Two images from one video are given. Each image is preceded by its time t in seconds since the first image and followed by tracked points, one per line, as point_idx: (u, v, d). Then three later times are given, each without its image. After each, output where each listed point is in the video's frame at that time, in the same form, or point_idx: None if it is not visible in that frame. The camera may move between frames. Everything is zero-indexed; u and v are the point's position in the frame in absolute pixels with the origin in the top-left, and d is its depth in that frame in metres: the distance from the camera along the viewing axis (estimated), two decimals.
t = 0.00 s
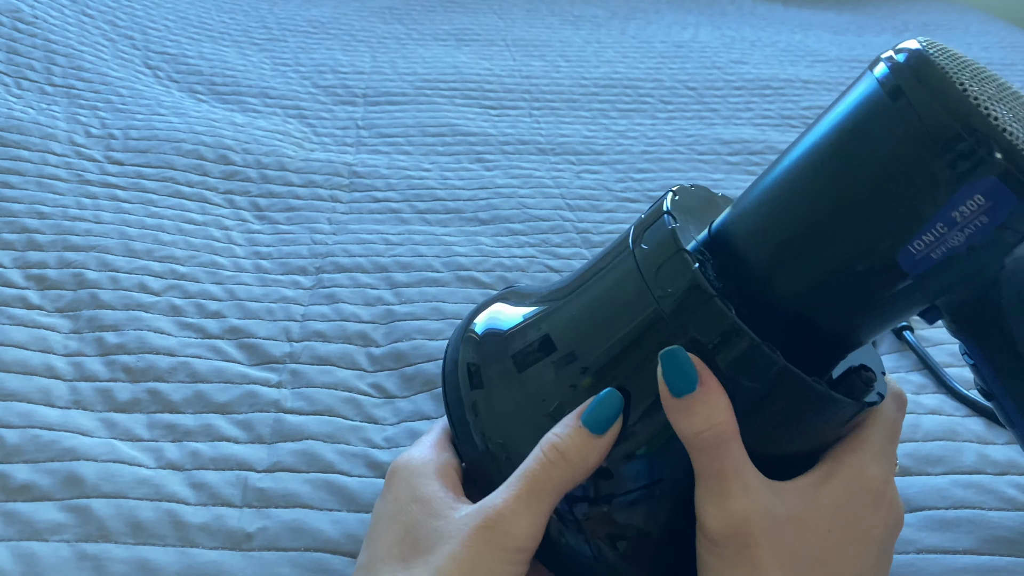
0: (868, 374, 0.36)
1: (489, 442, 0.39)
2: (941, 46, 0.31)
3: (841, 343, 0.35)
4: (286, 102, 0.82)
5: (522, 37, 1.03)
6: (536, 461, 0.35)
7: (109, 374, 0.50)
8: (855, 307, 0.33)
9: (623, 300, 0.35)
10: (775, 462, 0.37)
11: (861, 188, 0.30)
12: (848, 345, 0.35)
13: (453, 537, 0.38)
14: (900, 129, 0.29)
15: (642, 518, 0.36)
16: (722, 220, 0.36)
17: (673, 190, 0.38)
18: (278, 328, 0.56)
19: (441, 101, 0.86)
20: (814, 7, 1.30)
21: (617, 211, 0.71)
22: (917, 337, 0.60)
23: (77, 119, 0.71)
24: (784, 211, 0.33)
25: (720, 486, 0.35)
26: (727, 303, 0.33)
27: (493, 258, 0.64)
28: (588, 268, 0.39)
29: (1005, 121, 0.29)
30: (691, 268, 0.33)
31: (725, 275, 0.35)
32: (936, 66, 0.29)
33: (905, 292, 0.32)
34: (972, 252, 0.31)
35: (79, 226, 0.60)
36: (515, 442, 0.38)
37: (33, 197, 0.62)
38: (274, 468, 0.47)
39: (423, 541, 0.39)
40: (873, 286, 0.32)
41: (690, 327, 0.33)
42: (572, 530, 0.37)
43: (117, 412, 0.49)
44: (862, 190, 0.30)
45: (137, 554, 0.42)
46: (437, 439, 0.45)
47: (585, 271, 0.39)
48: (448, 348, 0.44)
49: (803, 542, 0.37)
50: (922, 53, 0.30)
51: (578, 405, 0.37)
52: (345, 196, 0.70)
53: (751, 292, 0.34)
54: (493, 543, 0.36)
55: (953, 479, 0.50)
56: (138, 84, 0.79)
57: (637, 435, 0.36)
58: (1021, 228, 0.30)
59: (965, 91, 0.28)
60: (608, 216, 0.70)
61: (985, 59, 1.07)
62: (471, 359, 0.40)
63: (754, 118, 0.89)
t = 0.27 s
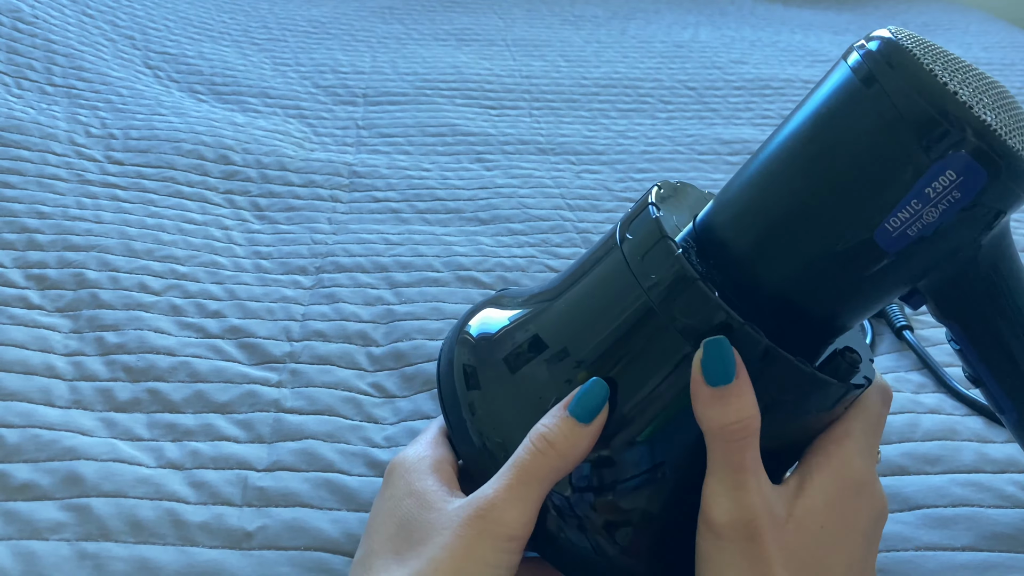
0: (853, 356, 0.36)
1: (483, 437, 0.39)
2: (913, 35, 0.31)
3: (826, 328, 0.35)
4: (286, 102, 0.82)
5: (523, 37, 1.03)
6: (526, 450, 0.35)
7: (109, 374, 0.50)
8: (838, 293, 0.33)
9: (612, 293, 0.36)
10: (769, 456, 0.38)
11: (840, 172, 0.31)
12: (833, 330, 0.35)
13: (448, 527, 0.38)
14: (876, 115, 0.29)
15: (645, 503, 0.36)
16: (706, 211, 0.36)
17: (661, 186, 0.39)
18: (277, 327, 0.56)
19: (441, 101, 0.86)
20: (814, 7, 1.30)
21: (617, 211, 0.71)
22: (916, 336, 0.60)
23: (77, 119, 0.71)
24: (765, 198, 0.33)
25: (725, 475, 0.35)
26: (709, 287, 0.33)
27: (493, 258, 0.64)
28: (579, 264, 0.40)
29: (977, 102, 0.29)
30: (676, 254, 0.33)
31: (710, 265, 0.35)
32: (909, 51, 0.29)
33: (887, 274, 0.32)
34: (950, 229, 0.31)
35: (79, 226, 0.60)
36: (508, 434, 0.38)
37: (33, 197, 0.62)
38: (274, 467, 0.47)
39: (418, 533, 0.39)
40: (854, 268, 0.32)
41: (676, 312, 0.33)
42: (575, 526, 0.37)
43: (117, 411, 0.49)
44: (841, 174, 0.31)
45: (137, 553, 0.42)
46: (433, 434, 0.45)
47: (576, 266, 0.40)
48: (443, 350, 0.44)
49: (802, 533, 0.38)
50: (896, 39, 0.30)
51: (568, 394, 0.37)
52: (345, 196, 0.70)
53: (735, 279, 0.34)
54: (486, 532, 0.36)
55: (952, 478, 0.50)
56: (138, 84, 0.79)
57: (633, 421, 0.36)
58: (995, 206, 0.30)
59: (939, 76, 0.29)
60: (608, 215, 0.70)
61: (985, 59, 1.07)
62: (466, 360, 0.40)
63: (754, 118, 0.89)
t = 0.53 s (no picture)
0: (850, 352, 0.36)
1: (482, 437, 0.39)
2: (907, 33, 0.31)
3: (823, 326, 0.35)
4: (286, 102, 0.82)
5: (522, 36, 1.03)
6: (523, 451, 0.35)
7: (109, 374, 0.50)
8: (834, 291, 0.33)
9: (609, 294, 0.36)
10: (766, 452, 0.38)
11: (835, 169, 0.31)
12: (830, 328, 0.35)
13: (444, 527, 0.38)
14: (870, 114, 0.29)
15: (647, 500, 0.37)
16: (703, 210, 0.36)
17: (659, 185, 0.39)
18: (277, 328, 0.56)
19: (441, 101, 0.86)
20: (814, 7, 1.30)
21: (617, 211, 0.71)
22: (916, 336, 0.60)
23: (77, 119, 0.71)
24: (761, 196, 0.33)
25: (728, 476, 0.35)
26: (704, 285, 0.33)
27: (493, 258, 0.64)
28: (577, 263, 0.40)
29: (971, 99, 0.29)
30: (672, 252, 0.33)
31: (708, 265, 0.35)
32: (903, 49, 0.29)
33: (884, 271, 0.32)
34: (945, 225, 0.31)
35: (79, 226, 0.60)
36: (507, 436, 0.38)
37: (33, 197, 0.62)
38: (273, 467, 0.47)
39: (415, 534, 0.39)
40: (851, 266, 0.32)
41: (671, 311, 0.33)
42: (574, 526, 0.37)
43: (117, 411, 0.49)
44: (836, 172, 0.31)
45: (137, 554, 0.42)
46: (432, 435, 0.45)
47: (573, 265, 0.40)
48: (442, 351, 0.44)
49: (803, 531, 0.38)
50: (890, 36, 0.30)
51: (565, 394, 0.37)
52: (345, 196, 0.70)
53: (732, 279, 0.34)
54: (483, 533, 0.36)
55: (952, 478, 0.50)
56: (138, 84, 0.79)
57: (632, 419, 0.36)
58: (988, 202, 0.30)
59: (932, 73, 0.29)
60: (608, 215, 0.70)
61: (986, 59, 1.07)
62: (465, 361, 0.40)
63: (754, 118, 0.89)
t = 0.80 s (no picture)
0: (850, 352, 0.36)
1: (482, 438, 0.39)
2: (907, 33, 0.31)
3: (823, 325, 0.35)
4: (286, 102, 0.82)
5: (522, 36, 1.03)
6: (524, 453, 0.35)
7: (109, 374, 0.50)
8: (834, 290, 0.33)
9: (609, 294, 0.36)
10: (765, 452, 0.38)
11: (835, 169, 0.31)
12: (830, 328, 0.35)
13: (444, 526, 0.38)
14: (870, 113, 0.29)
15: (647, 499, 0.36)
16: (703, 210, 0.36)
17: (659, 184, 0.39)
18: (277, 327, 0.56)
19: (441, 101, 0.86)
20: (814, 7, 1.30)
21: (617, 211, 0.71)
22: (916, 336, 0.60)
23: (77, 119, 0.71)
24: (761, 195, 0.33)
25: (729, 476, 0.35)
26: (704, 284, 0.33)
27: (493, 258, 0.64)
28: (577, 263, 0.40)
29: (972, 99, 0.29)
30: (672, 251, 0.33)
31: (708, 264, 0.35)
32: (903, 48, 0.29)
33: (884, 270, 0.32)
34: (945, 225, 0.31)
35: (79, 226, 0.60)
36: (508, 436, 0.38)
37: (33, 197, 0.62)
38: (272, 467, 0.47)
39: (415, 533, 0.39)
40: (851, 265, 0.32)
41: (672, 311, 0.33)
42: (574, 526, 0.37)
43: (117, 411, 0.49)
44: (836, 171, 0.31)
45: (137, 554, 0.42)
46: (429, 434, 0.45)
47: (574, 265, 0.40)
48: (442, 352, 0.44)
49: (803, 530, 0.38)
50: (890, 36, 0.30)
51: (566, 394, 0.37)
52: (345, 196, 0.70)
53: (732, 278, 0.34)
54: (483, 533, 0.36)
55: (952, 478, 0.50)
56: (138, 84, 0.79)
57: (632, 419, 0.36)
58: (989, 202, 0.30)
59: (931, 73, 0.29)
60: (608, 215, 0.70)
61: (986, 59, 1.07)
62: (465, 360, 0.40)
63: (754, 118, 0.89)
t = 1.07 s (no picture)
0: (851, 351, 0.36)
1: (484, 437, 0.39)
2: (909, 33, 0.31)
3: (824, 324, 0.35)
4: (286, 102, 0.82)
5: (523, 37, 1.03)
6: (526, 453, 0.35)
7: (109, 374, 0.50)
8: (835, 290, 0.33)
9: (611, 294, 0.36)
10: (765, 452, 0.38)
11: (836, 168, 0.31)
12: (832, 327, 0.35)
13: (444, 526, 0.38)
14: (872, 112, 0.29)
15: (649, 496, 0.37)
16: (704, 209, 0.36)
17: (660, 183, 0.39)
18: (277, 327, 0.56)
19: (441, 101, 0.86)
20: (813, 8, 1.30)
21: (617, 211, 0.71)
22: (916, 336, 0.60)
23: (77, 119, 0.71)
24: (762, 194, 0.33)
25: (729, 475, 0.35)
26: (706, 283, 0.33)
27: (493, 258, 0.64)
28: (579, 261, 0.40)
29: (973, 99, 0.29)
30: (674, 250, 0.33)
31: (710, 263, 0.35)
32: (905, 47, 0.29)
33: (885, 269, 0.32)
34: (946, 224, 0.31)
35: (79, 226, 0.60)
36: (510, 436, 0.38)
37: (33, 197, 0.62)
38: (272, 467, 0.47)
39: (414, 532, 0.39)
40: (853, 264, 0.32)
41: (673, 309, 0.33)
42: (574, 525, 0.37)
43: (117, 411, 0.49)
44: (837, 170, 0.31)
45: (137, 553, 0.42)
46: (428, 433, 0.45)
47: (575, 264, 0.40)
48: (442, 351, 0.44)
49: (804, 529, 0.38)
50: (892, 36, 0.30)
51: (567, 393, 0.37)
52: (345, 196, 0.70)
53: (733, 277, 0.34)
54: (483, 533, 0.36)
55: (953, 478, 0.50)
56: (138, 84, 0.79)
57: (633, 418, 0.36)
58: (989, 202, 0.30)
59: (933, 72, 0.29)
60: (608, 215, 0.70)
61: (985, 59, 1.07)
62: (466, 360, 0.40)
63: (754, 118, 0.89)
